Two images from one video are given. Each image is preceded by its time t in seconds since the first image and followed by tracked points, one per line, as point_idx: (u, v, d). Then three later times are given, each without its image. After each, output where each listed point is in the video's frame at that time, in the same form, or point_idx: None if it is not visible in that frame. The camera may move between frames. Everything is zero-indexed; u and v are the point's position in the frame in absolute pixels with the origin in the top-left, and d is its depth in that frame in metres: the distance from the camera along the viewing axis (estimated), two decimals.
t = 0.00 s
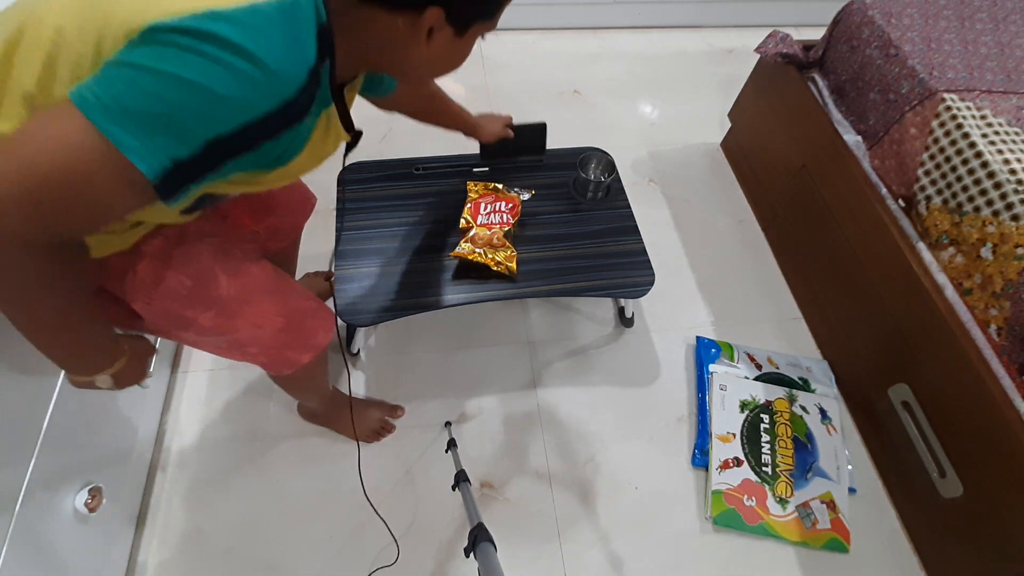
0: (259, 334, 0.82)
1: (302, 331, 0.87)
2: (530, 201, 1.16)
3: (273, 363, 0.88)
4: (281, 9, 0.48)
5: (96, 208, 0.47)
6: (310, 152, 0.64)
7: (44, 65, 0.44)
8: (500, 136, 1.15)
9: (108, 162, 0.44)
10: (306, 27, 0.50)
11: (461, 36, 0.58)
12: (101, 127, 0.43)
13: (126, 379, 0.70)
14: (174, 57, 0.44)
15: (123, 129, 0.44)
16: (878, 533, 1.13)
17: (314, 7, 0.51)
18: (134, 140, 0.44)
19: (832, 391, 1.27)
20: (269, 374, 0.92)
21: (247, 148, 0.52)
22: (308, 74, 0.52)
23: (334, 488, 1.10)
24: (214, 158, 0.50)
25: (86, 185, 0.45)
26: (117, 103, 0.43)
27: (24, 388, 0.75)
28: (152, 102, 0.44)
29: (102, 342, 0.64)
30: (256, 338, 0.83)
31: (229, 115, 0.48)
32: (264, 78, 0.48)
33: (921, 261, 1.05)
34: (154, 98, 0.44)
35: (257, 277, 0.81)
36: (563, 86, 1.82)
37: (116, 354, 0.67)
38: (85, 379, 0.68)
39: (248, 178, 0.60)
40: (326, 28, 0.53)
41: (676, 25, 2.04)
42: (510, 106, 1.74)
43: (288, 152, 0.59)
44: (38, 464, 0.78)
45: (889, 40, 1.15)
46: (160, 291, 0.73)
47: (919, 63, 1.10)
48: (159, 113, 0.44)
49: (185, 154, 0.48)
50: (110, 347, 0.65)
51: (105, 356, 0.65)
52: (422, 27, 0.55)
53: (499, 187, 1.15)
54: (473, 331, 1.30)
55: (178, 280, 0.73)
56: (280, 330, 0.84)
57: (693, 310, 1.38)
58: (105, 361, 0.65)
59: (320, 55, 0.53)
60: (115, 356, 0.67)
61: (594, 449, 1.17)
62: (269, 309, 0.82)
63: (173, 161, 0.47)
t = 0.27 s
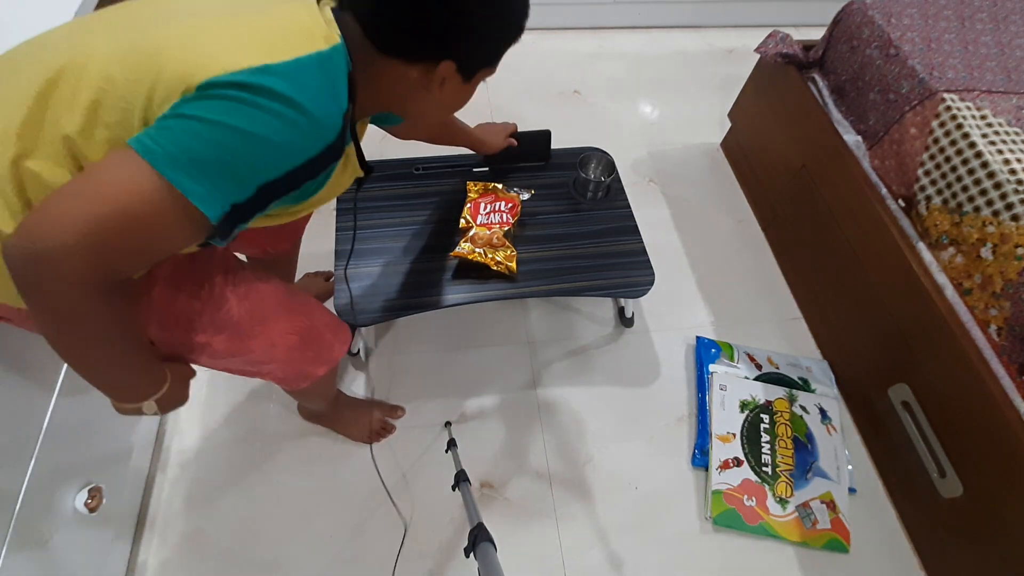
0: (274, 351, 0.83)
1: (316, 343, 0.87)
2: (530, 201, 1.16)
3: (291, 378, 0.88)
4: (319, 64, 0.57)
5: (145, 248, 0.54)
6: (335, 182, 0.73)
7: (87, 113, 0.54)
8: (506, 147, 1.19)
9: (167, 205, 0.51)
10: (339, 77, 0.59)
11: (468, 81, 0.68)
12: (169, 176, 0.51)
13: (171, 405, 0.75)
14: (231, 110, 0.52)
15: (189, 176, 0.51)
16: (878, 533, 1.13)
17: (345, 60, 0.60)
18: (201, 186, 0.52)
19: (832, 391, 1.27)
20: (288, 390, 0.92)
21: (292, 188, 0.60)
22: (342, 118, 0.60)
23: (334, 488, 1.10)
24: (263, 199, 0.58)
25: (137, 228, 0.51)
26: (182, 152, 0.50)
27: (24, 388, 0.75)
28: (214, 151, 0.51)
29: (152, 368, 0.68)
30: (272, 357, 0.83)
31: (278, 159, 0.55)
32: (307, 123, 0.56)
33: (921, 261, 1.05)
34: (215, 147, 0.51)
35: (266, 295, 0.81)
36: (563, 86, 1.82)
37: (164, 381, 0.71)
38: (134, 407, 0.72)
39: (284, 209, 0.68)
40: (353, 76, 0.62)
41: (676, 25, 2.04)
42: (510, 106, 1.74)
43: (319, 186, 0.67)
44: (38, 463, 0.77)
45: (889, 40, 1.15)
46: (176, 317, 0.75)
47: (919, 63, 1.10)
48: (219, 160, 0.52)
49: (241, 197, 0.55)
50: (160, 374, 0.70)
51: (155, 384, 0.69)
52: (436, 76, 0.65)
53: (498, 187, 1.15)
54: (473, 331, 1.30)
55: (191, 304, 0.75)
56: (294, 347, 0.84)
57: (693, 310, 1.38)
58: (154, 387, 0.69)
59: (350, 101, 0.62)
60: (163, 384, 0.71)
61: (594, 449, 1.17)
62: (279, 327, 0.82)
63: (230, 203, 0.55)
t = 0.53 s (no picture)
0: (286, 360, 0.83)
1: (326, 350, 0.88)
2: (530, 201, 1.16)
3: (301, 383, 0.89)
4: (327, 72, 0.57)
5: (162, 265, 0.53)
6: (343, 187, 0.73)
7: (97, 127, 0.55)
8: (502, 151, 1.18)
9: (185, 220, 0.51)
10: (348, 84, 0.59)
11: (474, 83, 0.68)
12: (184, 193, 0.51)
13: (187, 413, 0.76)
14: (244, 124, 0.52)
15: (204, 192, 0.51)
16: (878, 533, 1.13)
17: (352, 66, 0.60)
18: (215, 200, 0.52)
19: (832, 391, 1.27)
20: (298, 392, 0.93)
21: (304, 198, 0.60)
22: (351, 125, 0.61)
23: (334, 487, 1.10)
24: (276, 210, 0.58)
25: (156, 245, 0.51)
26: (197, 168, 0.51)
27: (25, 387, 0.75)
28: (228, 166, 0.52)
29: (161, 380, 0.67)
30: (283, 363, 0.84)
31: (291, 170, 0.56)
32: (318, 132, 0.56)
33: (921, 261, 1.05)
34: (229, 162, 0.52)
35: (278, 305, 0.82)
36: (563, 86, 1.82)
37: (177, 392, 0.72)
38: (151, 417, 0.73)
39: (294, 217, 0.68)
40: (360, 81, 0.63)
41: (676, 25, 2.04)
42: (510, 107, 1.74)
43: (330, 194, 0.67)
44: (37, 463, 0.78)
45: (889, 40, 1.15)
46: (186, 329, 0.75)
47: (919, 63, 1.10)
48: (233, 174, 0.52)
49: (255, 209, 0.56)
50: (171, 386, 0.70)
51: (167, 395, 0.70)
52: (443, 79, 0.65)
53: (498, 187, 1.15)
54: (473, 331, 1.30)
55: (200, 315, 0.75)
56: (306, 353, 0.85)
57: (693, 310, 1.38)
58: (165, 399, 0.70)
59: (358, 107, 0.62)
60: (176, 394, 0.71)
61: (594, 449, 1.17)
62: (290, 337, 0.82)
63: (245, 216, 0.55)
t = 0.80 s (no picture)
0: (283, 361, 0.84)
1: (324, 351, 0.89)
2: (530, 201, 1.16)
3: (297, 387, 0.90)
4: (322, 72, 0.57)
5: (155, 270, 0.54)
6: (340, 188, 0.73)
7: (87, 127, 0.55)
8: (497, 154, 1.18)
9: (175, 224, 0.51)
10: (343, 84, 0.59)
11: (475, 83, 0.68)
12: (172, 195, 0.50)
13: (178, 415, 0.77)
14: (234, 125, 0.52)
15: (193, 194, 0.51)
16: (879, 533, 1.13)
17: (348, 66, 0.60)
18: (205, 203, 0.52)
19: (832, 391, 1.27)
20: (296, 396, 0.94)
21: (297, 200, 0.60)
22: (348, 126, 0.60)
23: (334, 488, 1.10)
24: (267, 213, 0.58)
25: (149, 250, 0.51)
26: (186, 170, 0.50)
27: (24, 388, 0.75)
28: (218, 167, 0.51)
29: (154, 382, 0.68)
30: (279, 366, 0.85)
31: (284, 172, 0.56)
32: (311, 133, 0.56)
33: (921, 261, 1.05)
34: (219, 163, 0.51)
35: (276, 307, 0.82)
36: (563, 86, 1.82)
37: (168, 394, 0.72)
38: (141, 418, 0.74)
39: (290, 218, 0.68)
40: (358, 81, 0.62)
41: (676, 25, 2.04)
42: (510, 107, 1.74)
43: (326, 195, 0.67)
44: (37, 463, 0.77)
45: (889, 40, 1.15)
46: (182, 331, 0.75)
47: (919, 63, 1.10)
48: (223, 176, 0.52)
49: (245, 212, 0.55)
50: (164, 387, 0.70)
51: (161, 396, 0.70)
52: (444, 79, 0.65)
53: (498, 187, 1.15)
54: (473, 331, 1.30)
55: (197, 318, 0.75)
56: (303, 357, 0.85)
57: (693, 310, 1.38)
58: (158, 400, 0.70)
59: (355, 108, 0.62)
60: (167, 396, 0.72)
61: (594, 449, 1.17)
62: (288, 339, 0.83)
63: (234, 219, 0.55)
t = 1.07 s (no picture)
0: (284, 361, 0.84)
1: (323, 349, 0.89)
2: (530, 201, 1.16)
3: (298, 385, 0.91)
4: (317, 73, 0.56)
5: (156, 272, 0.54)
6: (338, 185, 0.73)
7: (84, 130, 0.55)
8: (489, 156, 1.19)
9: (175, 229, 0.52)
10: (338, 84, 0.58)
11: (474, 83, 0.68)
12: (172, 202, 0.51)
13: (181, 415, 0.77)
14: (230, 130, 0.51)
15: (192, 201, 0.51)
16: (878, 533, 1.13)
17: (344, 65, 0.59)
18: (202, 208, 0.52)
19: (832, 391, 1.27)
20: (299, 394, 0.94)
21: (295, 201, 0.60)
22: (343, 127, 0.60)
23: (334, 488, 1.10)
24: (266, 215, 0.58)
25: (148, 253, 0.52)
26: (184, 177, 0.50)
27: (23, 388, 0.75)
28: (214, 173, 0.51)
29: (155, 382, 0.67)
30: (280, 365, 0.85)
31: (279, 176, 0.55)
32: (307, 135, 0.55)
33: (921, 261, 1.05)
34: (216, 169, 0.51)
35: (275, 306, 0.82)
36: (562, 86, 1.82)
37: (172, 393, 0.72)
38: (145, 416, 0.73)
39: (288, 218, 0.68)
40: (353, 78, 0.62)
41: (676, 26, 2.04)
42: (510, 107, 1.74)
43: (323, 195, 0.67)
44: (37, 463, 0.77)
45: (889, 40, 1.15)
46: (182, 333, 0.75)
47: (919, 63, 1.10)
48: (221, 181, 0.52)
49: (245, 216, 0.56)
50: (167, 387, 0.70)
51: (165, 396, 0.70)
52: (442, 78, 0.65)
53: (498, 187, 1.15)
54: (473, 331, 1.30)
55: (196, 319, 0.75)
56: (304, 355, 0.86)
57: (693, 310, 1.38)
58: (160, 400, 0.70)
59: (351, 108, 0.61)
60: (172, 395, 0.72)
61: (593, 449, 1.17)
62: (287, 339, 0.83)
63: (234, 223, 0.55)
